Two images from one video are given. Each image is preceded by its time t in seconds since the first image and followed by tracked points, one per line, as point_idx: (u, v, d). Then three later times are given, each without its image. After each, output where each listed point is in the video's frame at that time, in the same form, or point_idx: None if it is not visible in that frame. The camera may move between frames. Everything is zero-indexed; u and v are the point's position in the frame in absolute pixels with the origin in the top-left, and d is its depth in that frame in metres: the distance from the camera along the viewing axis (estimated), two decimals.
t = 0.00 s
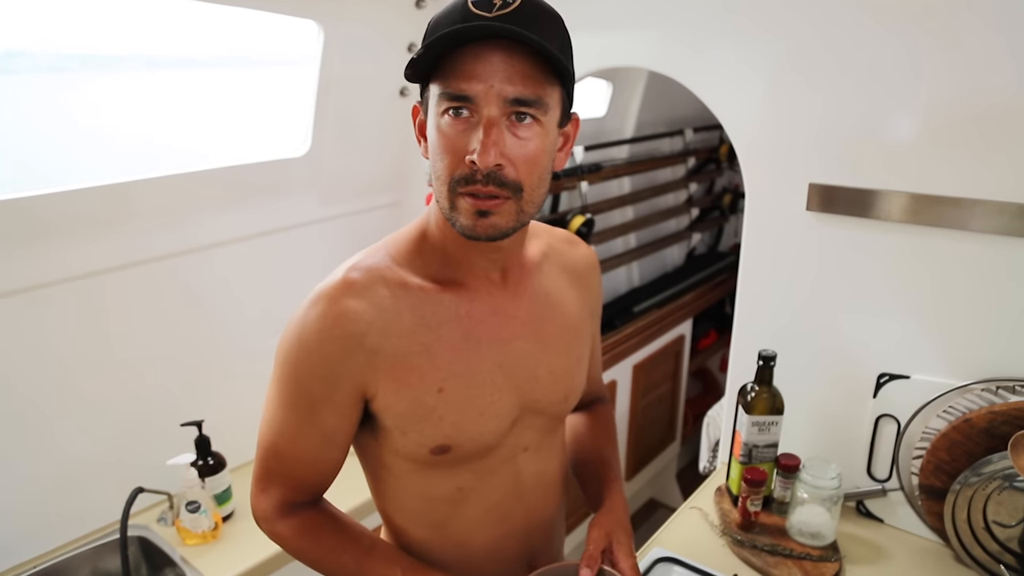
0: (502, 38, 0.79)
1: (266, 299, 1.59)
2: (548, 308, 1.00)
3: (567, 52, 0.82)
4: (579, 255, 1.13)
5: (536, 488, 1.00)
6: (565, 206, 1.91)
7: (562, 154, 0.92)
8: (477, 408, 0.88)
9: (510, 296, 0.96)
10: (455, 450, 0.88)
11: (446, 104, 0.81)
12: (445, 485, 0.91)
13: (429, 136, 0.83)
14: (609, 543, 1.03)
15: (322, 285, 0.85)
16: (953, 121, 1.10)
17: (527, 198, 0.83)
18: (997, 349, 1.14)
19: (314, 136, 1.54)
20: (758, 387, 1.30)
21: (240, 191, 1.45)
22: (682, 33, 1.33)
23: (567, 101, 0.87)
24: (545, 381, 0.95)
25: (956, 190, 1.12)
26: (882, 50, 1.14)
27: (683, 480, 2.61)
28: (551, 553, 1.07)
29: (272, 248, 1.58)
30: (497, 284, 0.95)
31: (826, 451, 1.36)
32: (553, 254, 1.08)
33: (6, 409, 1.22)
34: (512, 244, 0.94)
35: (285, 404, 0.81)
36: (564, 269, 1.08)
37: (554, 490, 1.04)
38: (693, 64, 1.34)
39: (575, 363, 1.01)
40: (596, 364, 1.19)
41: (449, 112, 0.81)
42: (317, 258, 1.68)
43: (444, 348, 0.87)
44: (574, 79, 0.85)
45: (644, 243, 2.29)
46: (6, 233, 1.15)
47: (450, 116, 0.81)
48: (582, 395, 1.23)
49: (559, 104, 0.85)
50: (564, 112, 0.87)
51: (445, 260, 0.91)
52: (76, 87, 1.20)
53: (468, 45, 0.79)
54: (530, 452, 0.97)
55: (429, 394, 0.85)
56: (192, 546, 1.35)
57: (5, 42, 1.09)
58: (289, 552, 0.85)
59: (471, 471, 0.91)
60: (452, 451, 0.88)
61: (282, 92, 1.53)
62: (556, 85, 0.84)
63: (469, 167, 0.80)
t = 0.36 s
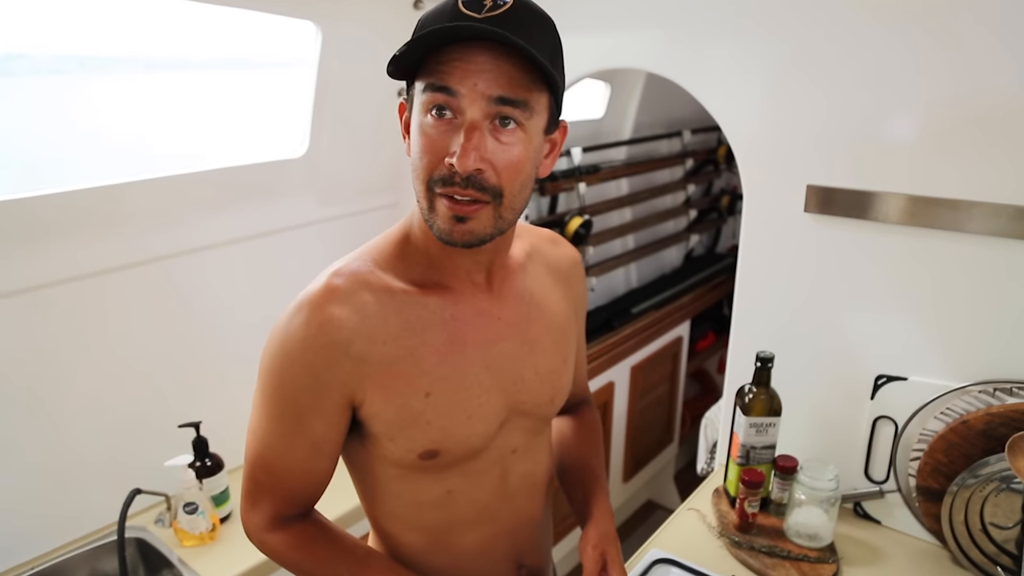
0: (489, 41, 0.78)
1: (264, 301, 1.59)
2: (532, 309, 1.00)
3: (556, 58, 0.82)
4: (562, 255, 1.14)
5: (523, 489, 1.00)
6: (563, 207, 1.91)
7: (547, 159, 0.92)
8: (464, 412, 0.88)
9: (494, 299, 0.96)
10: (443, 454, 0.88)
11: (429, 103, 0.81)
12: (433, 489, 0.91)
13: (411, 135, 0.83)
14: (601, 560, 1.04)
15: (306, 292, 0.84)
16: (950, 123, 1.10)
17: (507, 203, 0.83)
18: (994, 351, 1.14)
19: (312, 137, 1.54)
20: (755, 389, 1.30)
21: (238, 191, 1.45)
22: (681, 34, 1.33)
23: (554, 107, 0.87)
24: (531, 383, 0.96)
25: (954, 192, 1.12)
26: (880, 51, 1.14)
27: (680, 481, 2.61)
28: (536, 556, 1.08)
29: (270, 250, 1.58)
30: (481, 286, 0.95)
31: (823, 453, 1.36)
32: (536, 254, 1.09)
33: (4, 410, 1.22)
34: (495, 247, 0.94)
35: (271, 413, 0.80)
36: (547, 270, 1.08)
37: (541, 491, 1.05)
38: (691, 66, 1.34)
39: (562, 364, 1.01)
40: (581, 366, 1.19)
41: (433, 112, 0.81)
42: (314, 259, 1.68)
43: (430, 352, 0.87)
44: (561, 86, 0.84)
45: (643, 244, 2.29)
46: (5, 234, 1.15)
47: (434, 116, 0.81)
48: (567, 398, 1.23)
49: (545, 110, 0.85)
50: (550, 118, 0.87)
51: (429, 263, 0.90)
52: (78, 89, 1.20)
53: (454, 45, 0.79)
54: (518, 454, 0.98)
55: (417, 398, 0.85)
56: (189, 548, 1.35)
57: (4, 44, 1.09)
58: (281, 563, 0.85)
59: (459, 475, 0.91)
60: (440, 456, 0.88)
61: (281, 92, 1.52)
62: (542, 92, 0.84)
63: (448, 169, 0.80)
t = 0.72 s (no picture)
0: (488, 47, 0.78)
1: (262, 303, 1.59)
2: (530, 312, 1.00)
3: (554, 64, 0.82)
4: (558, 259, 1.14)
5: (519, 492, 1.01)
6: (562, 209, 1.91)
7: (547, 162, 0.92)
8: (464, 416, 0.88)
9: (492, 302, 0.96)
10: (444, 459, 0.88)
11: (428, 110, 0.81)
12: (433, 494, 0.91)
13: (410, 140, 0.83)
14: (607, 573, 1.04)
15: (304, 296, 0.83)
16: (951, 125, 1.10)
17: (508, 209, 0.84)
18: (992, 353, 1.14)
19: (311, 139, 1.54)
20: (754, 392, 1.30)
21: (238, 192, 1.45)
22: (681, 36, 1.33)
23: (554, 112, 0.87)
24: (530, 388, 0.96)
25: (953, 195, 1.12)
26: (880, 54, 1.14)
27: (679, 484, 2.61)
28: (533, 559, 1.08)
29: (269, 252, 1.58)
30: (480, 290, 0.95)
31: (822, 455, 1.36)
32: (533, 257, 1.09)
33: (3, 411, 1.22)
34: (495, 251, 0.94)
35: (270, 419, 0.80)
36: (544, 273, 1.09)
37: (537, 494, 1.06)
38: (691, 68, 1.34)
39: (560, 368, 1.02)
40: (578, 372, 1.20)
41: (432, 118, 0.81)
42: (314, 261, 1.68)
43: (430, 357, 0.87)
44: (561, 92, 0.85)
45: (642, 246, 2.29)
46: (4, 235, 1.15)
47: (433, 123, 0.81)
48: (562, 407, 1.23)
49: (545, 116, 0.85)
50: (549, 123, 0.87)
51: (428, 267, 0.90)
52: (78, 89, 1.20)
53: (453, 51, 0.79)
54: (516, 458, 0.98)
55: (417, 403, 0.85)
56: (187, 550, 1.35)
57: (5, 43, 1.09)
58: (280, 568, 0.85)
59: (457, 480, 0.92)
60: (441, 461, 0.88)
61: (279, 93, 1.52)
62: (542, 97, 0.84)
63: (448, 176, 0.80)
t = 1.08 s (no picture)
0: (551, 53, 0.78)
1: (262, 300, 1.59)
2: (543, 310, 1.01)
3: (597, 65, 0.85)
4: (562, 255, 1.14)
5: (533, 490, 1.01)
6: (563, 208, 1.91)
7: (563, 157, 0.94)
8: (487, 414, 0.88)
9: (508, 301, 0.96)
10: (467, 458, 0.88)
11: (485, 116, 0.78)
12: (454, 494, 0.91)
13: (457, 146, 0.79)
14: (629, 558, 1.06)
15: (324, 297, 0.83)
16: (952, 124, 1.10)
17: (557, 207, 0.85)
18: (992, 352, 1.15)
19: (311, 136, 1.54)
20: (754, 390, 1.30)
21: (238, 190, 1.45)
22: (681, 35, 1.33)
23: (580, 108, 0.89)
24: (546, 384, 0.97)
25: (953, 194, 1.12)
26: (881, 53, 1.14)
27: (679, 482, 2.61)
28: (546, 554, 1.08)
29: (268, 250, 1.57)
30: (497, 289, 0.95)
31: (822, 454, 1.37)
32: (541, 255, 1.09)
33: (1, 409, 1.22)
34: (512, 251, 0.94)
35: (294, 421, 0.79)
36: (554, 271, 1.09)
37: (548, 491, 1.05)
38: (691, 67, 1.34)
39: (572, 365, 1.02)
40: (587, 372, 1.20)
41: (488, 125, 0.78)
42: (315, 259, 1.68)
43: (451, 357, 0.87)
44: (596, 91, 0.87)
45: (642, 245, 2.29)
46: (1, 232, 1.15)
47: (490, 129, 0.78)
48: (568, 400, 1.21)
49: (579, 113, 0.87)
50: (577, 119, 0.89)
51: (448, 267, 0.90)
52: (79, 82, 1.20)
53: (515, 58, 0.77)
54: (532, 456, 0.98)
55: (441, 403, 0.85)
56: (187, 547, 1.35)
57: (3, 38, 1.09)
58: (285, 567, 0.84)
59: (478, 479, 0.92)
60: (464, 460, 0.88)
61: (283, 90, 1.52)
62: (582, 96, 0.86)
63: (514, 180, 0.79)
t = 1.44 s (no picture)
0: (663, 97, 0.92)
1: (259, 297, 1.58)
2: (549, 300, 1.06)
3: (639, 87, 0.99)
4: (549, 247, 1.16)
5: (550, 473, 1.04)
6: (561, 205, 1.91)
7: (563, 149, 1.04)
8: (517, 398, 0.93)
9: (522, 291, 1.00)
10: (501, 442, 0.92)
11: (628, 154, 0.88)
12: (484, 480, 0.94)
13: (604, 177, 0.87)
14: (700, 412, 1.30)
15: (356, 294, 0.84)
16: (950, 122, 1.10)
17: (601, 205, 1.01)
18: (988, 349, 1.15)
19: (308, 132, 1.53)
20: (752, 386, 1.31)
21: (235, 185, 1.44)
22: (678, 33, 1.33)
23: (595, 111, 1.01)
24: (559, 366, 1.02)
25: (951, 191, 1.13)
26: (879, 51, 1.14)
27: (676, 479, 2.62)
28: (565, 533, 1.10)
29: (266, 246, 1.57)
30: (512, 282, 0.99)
31: (820, 451, 1.37)
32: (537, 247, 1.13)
33: None
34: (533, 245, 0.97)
35: (330, 416, 0.80)
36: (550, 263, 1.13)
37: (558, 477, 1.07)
38: (689, 65, 1.33)
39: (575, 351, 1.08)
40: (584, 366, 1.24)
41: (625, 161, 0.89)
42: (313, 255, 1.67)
43: (483, 345, 0.91)
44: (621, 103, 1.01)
45: (640, 242, 2.29)
46: None
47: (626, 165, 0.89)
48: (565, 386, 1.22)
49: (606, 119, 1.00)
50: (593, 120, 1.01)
51: (474, 261, 0.94)
52: (75, 75, 1.20)
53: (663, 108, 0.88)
54: (548, 437, 1.03)
55: (478, 390, 0.89)
56: (185, 544, 1.35)
57: None
58: (290, 555, 0.83)
59: (508, 463, 0.95)
60: (499, 443, 0.92)
61: (276, 85, 1.52)
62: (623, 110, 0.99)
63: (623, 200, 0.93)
